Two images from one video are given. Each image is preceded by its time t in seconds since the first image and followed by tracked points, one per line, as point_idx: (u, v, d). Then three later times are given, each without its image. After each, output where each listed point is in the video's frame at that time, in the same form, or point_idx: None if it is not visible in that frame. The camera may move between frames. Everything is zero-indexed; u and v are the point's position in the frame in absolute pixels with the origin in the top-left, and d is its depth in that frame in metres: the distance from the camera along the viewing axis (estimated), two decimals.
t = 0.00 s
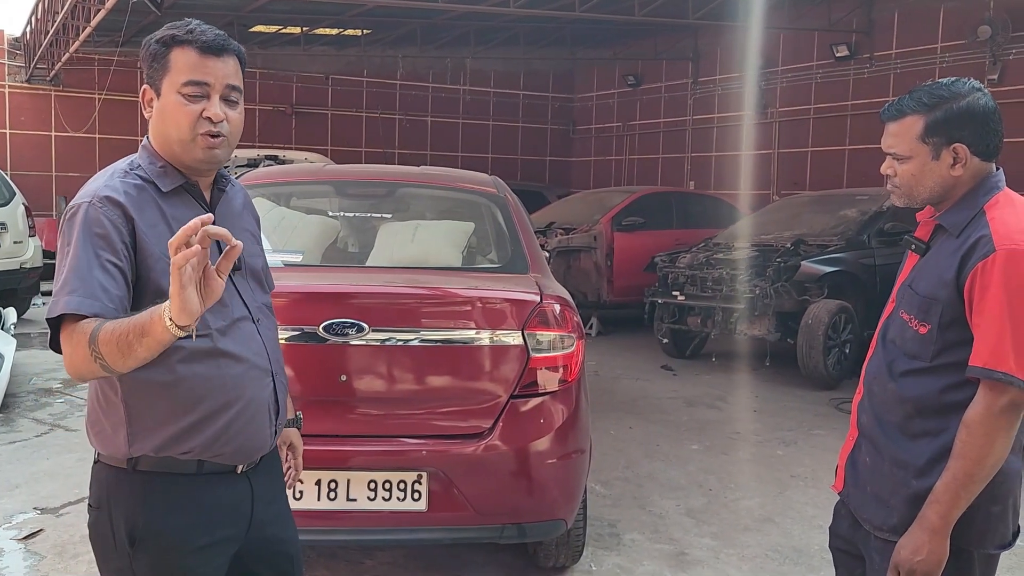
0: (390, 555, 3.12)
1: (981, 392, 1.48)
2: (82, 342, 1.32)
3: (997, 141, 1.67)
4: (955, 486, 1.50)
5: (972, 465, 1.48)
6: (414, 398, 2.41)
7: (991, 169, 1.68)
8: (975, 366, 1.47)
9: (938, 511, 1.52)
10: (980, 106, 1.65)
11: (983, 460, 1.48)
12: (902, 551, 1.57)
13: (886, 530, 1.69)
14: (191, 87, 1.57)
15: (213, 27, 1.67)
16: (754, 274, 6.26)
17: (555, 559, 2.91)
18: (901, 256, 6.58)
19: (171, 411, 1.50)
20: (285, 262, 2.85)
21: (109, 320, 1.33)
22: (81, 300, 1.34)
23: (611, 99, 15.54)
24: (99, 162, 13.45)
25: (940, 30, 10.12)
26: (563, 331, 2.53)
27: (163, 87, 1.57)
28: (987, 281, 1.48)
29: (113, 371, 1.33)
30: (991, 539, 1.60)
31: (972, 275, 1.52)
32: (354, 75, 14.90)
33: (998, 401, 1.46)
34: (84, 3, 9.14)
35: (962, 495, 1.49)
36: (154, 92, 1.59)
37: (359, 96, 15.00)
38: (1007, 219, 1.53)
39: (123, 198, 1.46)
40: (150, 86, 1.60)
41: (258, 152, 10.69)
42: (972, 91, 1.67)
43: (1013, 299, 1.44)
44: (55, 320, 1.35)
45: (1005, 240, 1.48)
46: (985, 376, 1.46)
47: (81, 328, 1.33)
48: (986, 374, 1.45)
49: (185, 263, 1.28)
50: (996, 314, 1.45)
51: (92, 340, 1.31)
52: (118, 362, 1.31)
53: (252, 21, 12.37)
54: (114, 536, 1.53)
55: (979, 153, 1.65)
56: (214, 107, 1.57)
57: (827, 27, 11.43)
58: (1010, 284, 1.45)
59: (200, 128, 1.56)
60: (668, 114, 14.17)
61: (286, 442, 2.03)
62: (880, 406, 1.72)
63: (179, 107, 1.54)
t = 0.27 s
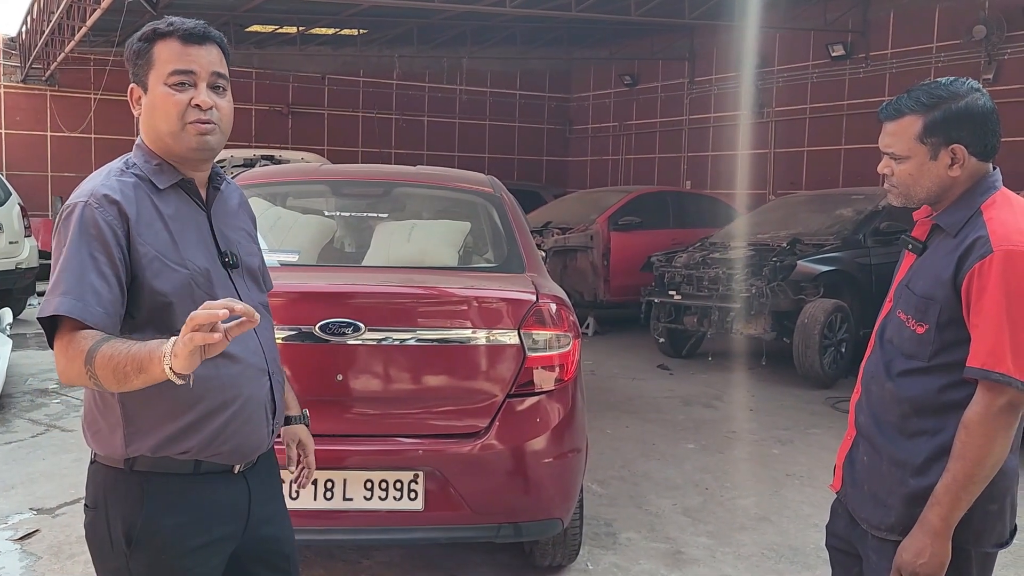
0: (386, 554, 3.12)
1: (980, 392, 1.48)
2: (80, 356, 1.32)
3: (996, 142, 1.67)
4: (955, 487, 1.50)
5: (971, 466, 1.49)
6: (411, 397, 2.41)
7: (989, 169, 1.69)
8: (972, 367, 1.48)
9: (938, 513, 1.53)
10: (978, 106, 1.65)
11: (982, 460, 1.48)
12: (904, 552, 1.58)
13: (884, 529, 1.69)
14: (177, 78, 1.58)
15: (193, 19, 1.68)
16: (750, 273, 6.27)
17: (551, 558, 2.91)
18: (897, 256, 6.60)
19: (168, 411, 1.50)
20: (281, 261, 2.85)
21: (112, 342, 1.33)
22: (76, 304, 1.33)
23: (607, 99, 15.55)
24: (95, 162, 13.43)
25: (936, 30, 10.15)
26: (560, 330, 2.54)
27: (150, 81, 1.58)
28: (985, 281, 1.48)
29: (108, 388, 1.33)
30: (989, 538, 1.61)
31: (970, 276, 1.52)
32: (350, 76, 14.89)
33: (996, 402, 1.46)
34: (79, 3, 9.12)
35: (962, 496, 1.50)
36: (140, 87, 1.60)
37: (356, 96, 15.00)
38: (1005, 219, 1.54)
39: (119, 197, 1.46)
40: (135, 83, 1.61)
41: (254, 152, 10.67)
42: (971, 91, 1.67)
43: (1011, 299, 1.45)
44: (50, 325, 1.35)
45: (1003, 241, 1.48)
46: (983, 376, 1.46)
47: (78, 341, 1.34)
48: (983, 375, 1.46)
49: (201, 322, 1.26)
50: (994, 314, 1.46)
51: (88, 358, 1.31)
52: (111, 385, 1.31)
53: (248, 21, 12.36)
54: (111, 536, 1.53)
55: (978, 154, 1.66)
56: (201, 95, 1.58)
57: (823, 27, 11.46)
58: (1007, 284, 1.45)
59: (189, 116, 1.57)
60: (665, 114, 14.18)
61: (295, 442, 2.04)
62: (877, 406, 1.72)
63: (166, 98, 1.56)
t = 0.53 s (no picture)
0: (384, 554, 3.12)
1: (978, 391, 1.48)
2: (81, 368, 1.35)
3: (997, 142, 1.67)
4: (951, 486, 1.51)
5: (968, 465, 1.49)
6: (409, 396, 2.41)
7: (990, 170, 1.69)
8: (971, 367, 1.48)
9: (935, 511, 1.53)
10: (979, 106, 1.65)
11: (979, 460, 1.48)
12: (899, 549, 1.58)
13: (882, 528, 1.69)
14: (177, 82, 1.58)
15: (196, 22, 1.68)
16: (747, 272, 6.27)
17: (549, 557, 2.91)
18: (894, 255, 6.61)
19: (163, 412, 1.50)
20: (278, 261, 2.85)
21: (118, 355, 1.36)
22: (70, 313, 1.35)
23: (605, 98, 15.56)
24: (92, 162, 13.41)
25: (933, 30, 10.15)
26: (557, 330, 2.54)
27: (149, 83, 1.58)
28: (984, 281, 1.49)
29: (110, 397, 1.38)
30: (987, 537, 1.61)
31: (969, 276, 1.53)
32: (347, 75, 14.88)
33: (993, 402, 1.47)
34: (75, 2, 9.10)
35: (958, 495, 1.50)
36: (140, 88, 1.60)
37: (353, 96, 14.99)
38: (1004, 220, 1.54)
39: (111, 197, 1.46)
40: (135, 83, 1.60)
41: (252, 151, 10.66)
42: (971, 91, 1.67)
43: (1010, 299, 1.45)
44: (42, 331, 1.36)
45: (1002, 242, 1.49)
46: (980, 377, 1.47)
47: (77, 350, 1.36)
48: (982, 374, 1.46)
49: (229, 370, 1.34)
50: (993, 315, 1.46)
51: (93, 374, 1.34)
52: (115, 395, 1.35)
53: (245, 20, 12.35)
54: (106, 535, 1.52)
55: (978, 154, 1.66)
56: (201, 99, 1.58)
57: (820, 27, 11.47)
58: (1006, 283, 1.45)
59: (187, 121, 1.57)
60: (662, 113, 14.19)
61: (318, 368, 1.92)
62: (876, 405, 1.73)
63: (166, 102, 1.56)
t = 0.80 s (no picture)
0: (384, 553, 3.12)
1: (979, 392, 1.48)
2: (74, 349, 1.34)
3: (998, 142, 1.67)
4: (951, 486, 1.51)
5: (969, 465, 1.49)
6: (408, 396, 2.41)
7: (990, 170, 1.69)
8: (972, 368, 1.48)
9: (935, 512, 1.53)
10: (980, 107, 1.65)
11: (980, 460, 1.48)
12: (900, 549, 1.58)
13: (884, 528, 1.69)
14: (181, 83, 1.57)
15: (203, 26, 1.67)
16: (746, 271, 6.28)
17: (548, 557, 2.91)
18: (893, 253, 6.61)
19: (154, 412, 1.50)
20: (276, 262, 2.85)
21: (103, 324, 1.35)
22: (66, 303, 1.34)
23: (604, 98, 15.56)
24: (91, 162, 13.40)
25: (931, 29, 10.15)
26: (556, 329, 2.54)
27: (152, 83, 1.58)
28: (985, 281, 1.49)
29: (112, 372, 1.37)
30: (989, 537, 1.61)
31: (970, 276, 1.53)
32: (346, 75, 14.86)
33: (994, 402, 1.46)
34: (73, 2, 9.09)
35: (958, 495, 1.50)
36: (142, 87, 1.59)
37: (352, 96, 14.97)
38: (1006, 220, 1.54)
39: (105, 196, 1.47)
40: (138, 82, 1.60)
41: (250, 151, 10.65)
42: (972, 91, 1.67)
43: (1011, 300, 1.45)
44: (37, 321, 1.36)
45: (1003, 242, 1.49)
46: (981, 377, 1.47)
47: (70, 330, 1.35)
48: (983, 375, 1.46)
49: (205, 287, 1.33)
50: (994, 315, 1.46)
51: (87, 347, 1.33)
52: (115, 363, 1.34)
53: (243, 20, 12.34)
54: (102, 535, 1.53)
55: (979, 154, 1.66)
56: (203, 103, 1.58)
57: (819, 26, 11.48)
58: (1006, 283, 1.45)
59: (187, 123, 1.57)
60: (661, 113, 14.18)
61: (322, 253, 1.74)
62: (877, 405, 1.73)
63: (168, 103, 1.55)
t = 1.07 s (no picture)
0: (384, 553, 3.12)
1: (985, 392, 1.48)
2: (70, 385, 1.35)
3: (1000, 142, 1.67)
4: (958, 486, 1.50)
5: (975, 465, 1.49)
6: (409, 396, 2.41)
7: (992, 170, 1.69)
8: (978, 368, 1.48)
9: (941, 512, 1.53)
10: (983, 107, 1.65)
11: (986, 460, 1.48)
12: (906, 551, 1.58)
13: (889, 528, 1.69)
14: (216, 90, 1.57)
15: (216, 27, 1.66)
16: (746, 271, 6.28)
17: (548, 557, 2.91)
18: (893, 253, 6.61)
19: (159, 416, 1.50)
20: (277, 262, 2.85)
21: (118, 388, 1.37)
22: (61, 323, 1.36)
23: (603, 98, 15.56)
24: (91, 162, 13.40)
25: (931, 28, 10.15)
26: (556, 329, 2.54)
27: (184, 85, 1.55)
28: (991, 281, 1.48)
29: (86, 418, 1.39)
30: (995, 537, 1.61)
31: (975, 276, 1.53)
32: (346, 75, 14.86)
33: (1000, 403, 1.47)
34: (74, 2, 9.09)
35: (964, 496, 1.50)
36: (167, 87, 1.55)
37: (352, 96, 14.98)
38: (1010, 220, 1.54)
39: (108, 200, 1.46)
40: (161, 80, 1.55)
41: (250, 151, 10.66)
42: (974, 91, 1.67)
43: (1017, 300, 1.45)
44: (24, 330, 1.36)
45: (1009, 242, 1.49)
46: (988, 377, 1.47)
47: (67, 364, 1.35)
48: (989, 375, 1.46)
49: (223, 483, 1.36)
50: (1001, 315, 1.46)
51: (82, 395, 1.35)
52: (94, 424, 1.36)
53: (244, 20, 12.34)
54: (106, 537, 1.53)
55: (981, 154, 1.66)
56: (234, 111, 1.60)
57: (819, 26, 11.48)
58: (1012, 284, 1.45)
59: (222, 129, 1.59)
60: (661, 113, 14.18)
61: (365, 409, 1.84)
62: (880, 406, 1.73)
63: (207, 109, 1.55)
